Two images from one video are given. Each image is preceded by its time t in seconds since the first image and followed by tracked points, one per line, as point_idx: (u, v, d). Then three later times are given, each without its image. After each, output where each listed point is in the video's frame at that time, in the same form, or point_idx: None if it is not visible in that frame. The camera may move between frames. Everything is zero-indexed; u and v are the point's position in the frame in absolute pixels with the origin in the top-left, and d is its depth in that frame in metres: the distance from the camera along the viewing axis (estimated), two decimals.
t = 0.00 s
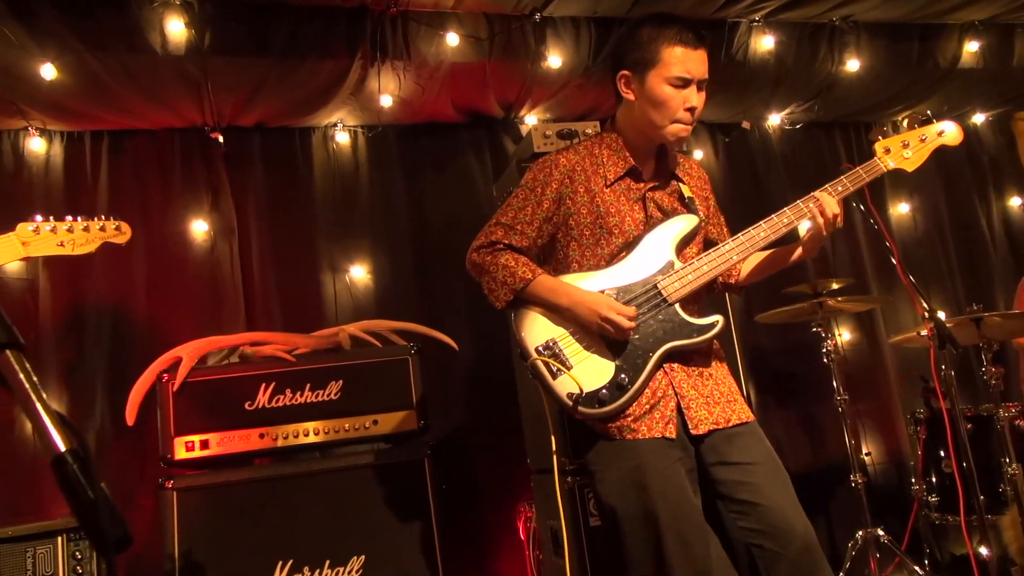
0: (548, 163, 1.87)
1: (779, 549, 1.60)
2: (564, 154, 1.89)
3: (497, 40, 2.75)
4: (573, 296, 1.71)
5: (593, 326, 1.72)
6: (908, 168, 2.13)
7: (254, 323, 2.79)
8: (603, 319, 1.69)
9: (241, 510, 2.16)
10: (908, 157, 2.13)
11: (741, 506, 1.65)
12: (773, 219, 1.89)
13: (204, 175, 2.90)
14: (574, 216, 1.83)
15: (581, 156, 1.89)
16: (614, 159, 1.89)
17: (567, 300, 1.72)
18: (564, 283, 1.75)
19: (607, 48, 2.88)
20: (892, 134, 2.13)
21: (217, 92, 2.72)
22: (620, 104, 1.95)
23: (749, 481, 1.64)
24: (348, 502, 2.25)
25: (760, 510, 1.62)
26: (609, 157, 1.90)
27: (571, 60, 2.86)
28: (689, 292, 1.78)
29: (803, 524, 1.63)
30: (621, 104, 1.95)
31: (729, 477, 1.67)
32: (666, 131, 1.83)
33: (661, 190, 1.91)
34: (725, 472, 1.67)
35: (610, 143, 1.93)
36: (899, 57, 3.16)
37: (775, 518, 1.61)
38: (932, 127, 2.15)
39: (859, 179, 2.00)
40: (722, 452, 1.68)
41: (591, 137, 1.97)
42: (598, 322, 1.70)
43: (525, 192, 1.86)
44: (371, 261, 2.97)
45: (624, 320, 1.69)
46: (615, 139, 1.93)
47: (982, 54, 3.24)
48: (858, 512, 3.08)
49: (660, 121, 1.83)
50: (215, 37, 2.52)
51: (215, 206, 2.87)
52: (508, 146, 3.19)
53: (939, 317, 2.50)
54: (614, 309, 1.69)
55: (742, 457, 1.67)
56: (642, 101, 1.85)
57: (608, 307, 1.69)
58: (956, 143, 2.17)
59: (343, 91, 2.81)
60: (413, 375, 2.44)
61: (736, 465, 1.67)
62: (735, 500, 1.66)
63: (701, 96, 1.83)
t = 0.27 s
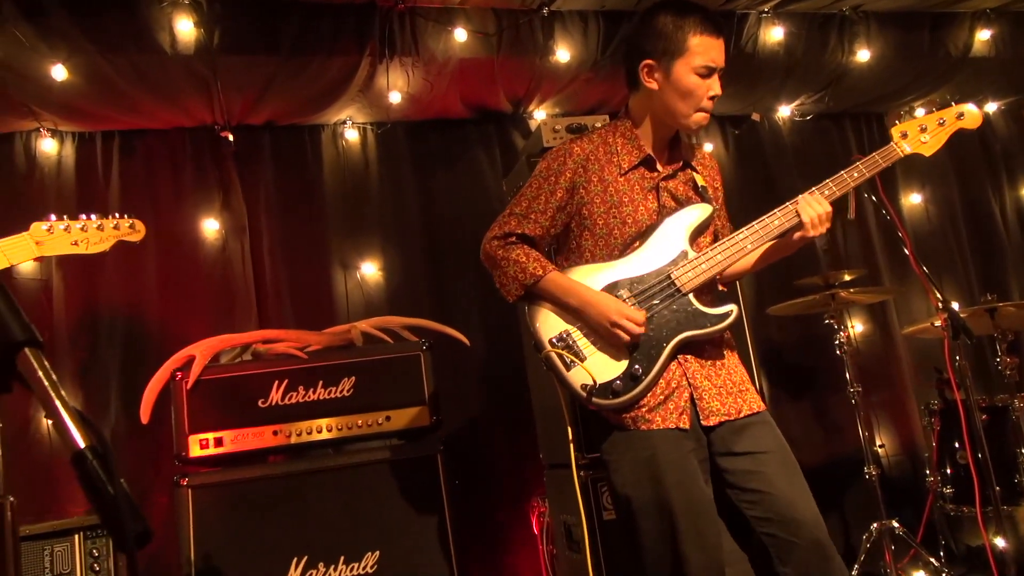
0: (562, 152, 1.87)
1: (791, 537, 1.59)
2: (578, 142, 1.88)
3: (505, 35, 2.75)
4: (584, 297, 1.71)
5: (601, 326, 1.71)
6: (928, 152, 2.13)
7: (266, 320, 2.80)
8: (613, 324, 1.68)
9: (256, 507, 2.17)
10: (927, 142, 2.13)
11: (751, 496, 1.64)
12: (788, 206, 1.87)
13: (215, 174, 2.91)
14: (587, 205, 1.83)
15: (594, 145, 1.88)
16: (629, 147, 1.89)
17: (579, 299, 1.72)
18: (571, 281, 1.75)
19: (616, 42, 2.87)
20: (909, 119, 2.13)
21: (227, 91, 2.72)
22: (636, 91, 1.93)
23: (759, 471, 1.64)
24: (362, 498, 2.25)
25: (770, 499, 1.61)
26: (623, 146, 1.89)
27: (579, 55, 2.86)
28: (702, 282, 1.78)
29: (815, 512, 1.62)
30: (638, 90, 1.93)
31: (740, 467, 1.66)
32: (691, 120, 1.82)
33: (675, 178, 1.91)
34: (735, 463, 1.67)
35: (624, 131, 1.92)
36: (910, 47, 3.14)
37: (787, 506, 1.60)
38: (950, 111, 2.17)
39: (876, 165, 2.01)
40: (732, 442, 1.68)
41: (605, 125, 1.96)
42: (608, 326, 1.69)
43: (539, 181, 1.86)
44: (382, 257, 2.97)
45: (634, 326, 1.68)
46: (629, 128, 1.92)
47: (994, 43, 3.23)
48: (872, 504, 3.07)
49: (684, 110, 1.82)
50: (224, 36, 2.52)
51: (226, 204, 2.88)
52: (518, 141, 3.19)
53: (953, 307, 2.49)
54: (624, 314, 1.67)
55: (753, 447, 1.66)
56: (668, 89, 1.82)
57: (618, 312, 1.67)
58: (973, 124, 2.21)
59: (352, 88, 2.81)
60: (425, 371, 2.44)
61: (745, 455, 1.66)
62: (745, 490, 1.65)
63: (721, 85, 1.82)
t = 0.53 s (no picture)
0: (576, 149, 1.87)
1: (808, 532, 1.57)
2: (592, 139, 1.88)
3: (515, 28, 2.74)
4: (597, 293, 1.71)
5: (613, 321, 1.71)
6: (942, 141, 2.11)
7: (280, 317, 2.82)
8: (621, 314, 1.68)
9: (273, 502, 2.19)
10: (940, 131, 2.11)
11: (768, 490, 1.63)
12: (800, 199, 1.86)
13: (227, 172, 2.92)
14: (601, 201, 1.83)
15: (608, 141, 1.88)
16: (642, 143, 1.89)
17: (591, 296, 1.72)
18: (582, 276, 1.76)
19: (626, 33, 2.84)
20: (923, 108, 2.11)
21: (238, 88, 2.74)
22: (648, 88, 1.92)
23: (775, 465, 1.62)
24: (378, 492, 2.26)
25: (785, 493, 1.60)
26: (636, 142, 1.90)
27: (589, 47, 2.84)
28: (715, 276, 1.77)
29: (833, 507, 1.60)
30: (649, 88, 1.92)
31: (756, 461, 1.65)
32: (699, 120, 1.84)
33: (688, 173, 1.91)
34: (752, 457, 1.66)
35: (637, 127, 1.92)
36: (924, 35, 3.11)
37: (803, 501, 1.58)
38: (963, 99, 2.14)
39: (888, 156, 2.00)
40: (748, 437, 1.67)
41: (618, 122, 1.97)
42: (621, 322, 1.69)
43: (553, 178, 1.86)
44: (395, 253, 2.98)
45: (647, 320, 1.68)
46: (642, 124, 1.92)
47: (1010, 28, 3.18)
48: (889, 494, 3.06)
49: (693, 109, 1.83)
50: (235, 34, 2.53)
51: (239, 202, 2.89)
52: (528, 134, 3.19)
53: (970, 295, 2.47)
54: (636, 309, 1.67)
55: (769, 442, 1.65)
56: (678, 88, 1.83)
57: (630, 308, 1.67)
58: (987, 113, 2.18)
59: (363, 84, 2.82)
60: (439, 365, 2.44)
61: (761, 449, 1.65)
62: (762, 485, 1.64)
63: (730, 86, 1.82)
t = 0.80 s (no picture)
0: (589, 142, 1.87)
1: (833, 517, 1.57)
2: (605, 132, 1.87)
3: (525, 20, 2.71)
4: (616, 283, 1.72)
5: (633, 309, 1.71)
6: (960, 125, 2.09)
7: (295, 312, 2.83)
8: (646, 305, 1.69)
9: (291, 496, 2.20)
10: (958, 115, 2.09)
11: (792, 476, 1.62)
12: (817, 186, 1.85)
13: (241, 168, 2.94)
14: (615, 194, 1.83)
15: (621, 133, 1.87)
16: (655, 135, 1.87)
17: (610, 284, 1.72)
18: (603, 267, 1.76)
19: (637, 23, 2.80)
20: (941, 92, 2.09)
21: (250, 85, 2.75)
22: (660, 80, 1.92)
23: (799, 450, 1.62)
24: (395, 484, 2.27)
25: (811, 478, 1.59)
26: (650, 134, 1.88)
27: (600, 38, 2.82)
28: (732, 265, 1.76)
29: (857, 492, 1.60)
30: (662, 80, 1.92)
31: (778, 447, 1.64)
32: (712, 110, 1.81)
33: (702, 164, 1.88)
34: (775, 442, 1.65)
35: (650, 119, 1.90)
36: (937, 20, 3.08)
37: (828, 485, 1.58)
38: (982, 83, 2.12)
39: (907, 142, 1.97)
40: (771, 423, 1.66)
41: (632, 114, 1.95)
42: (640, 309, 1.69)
43: (566, 172, 1.87)
44: (408, 247, 2.98)
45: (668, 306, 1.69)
46: (655, 116, 1.90)
47: None
48: (906, 484, 3.04)
49: (705, 99, 1.80)
50: (246, 30, 2.53)
51: (252, 198, 2.91)
52: (540, 126, 3.19)
53: (987, 282, 2.45)
54: (657, 295, 1.68)
55: (793, 427, 1.64)
56: (690, 77, 1.81)
57: (651, 293, 1.68)
58: (1006, 96, 2.16)
59: (374, 79, 2.84)
60: (454, 358, 2.45)
61: (784, 435, 1.64)
62: (786, 470, 1.63)
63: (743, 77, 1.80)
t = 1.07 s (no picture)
0: (598, 135, 1.88)
1: (848, 507, 1.56)
2: (613, 125, 1.89)
3: (535, 12, 2.69)
4: (631, 266, 1.71)
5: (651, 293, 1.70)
6: (964, 107, 2.08)
7: (308, 307, 2.84)
8: (662, 285, 1.68)
9: (306, 489, 2.21)
10: (962, 98, 2.08)
11: (808, 466, 1.62)
12: (828, 171, 1.83)
13: (252, 164, 2.95)
14: (625, 185, 1.84)
15: (630, 126, 1.89)
16: (663, 127, 1.89)
17: (628, 271, 1.71)
18: (622, 255, 1.75)
19: (647, 14, 2.78)
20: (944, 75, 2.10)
21: (261, 81, 2.75)
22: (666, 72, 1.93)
23: (814, 440, 1.61)
24: (410, 477, 2.28)
25: (826, 469, 1.59)
26: (657, 127, 1.89)
27: (610, 30, 2.81)
28: (747, 253, 1.75)
29: (875, 484, 1.58)
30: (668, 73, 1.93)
31: (795, 437, 1.65)
32: (714, 105, 1.82)
33: (712, 154, 1.89)
34: (792, 432, 1.65)
35: (658, 112, 1.92)
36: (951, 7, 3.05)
37: (843, 476, 1.57)
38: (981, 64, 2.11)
39: (914, 124, 1.95)
40: (787, 413, 1.66)
41: (639, 108, 1.97)
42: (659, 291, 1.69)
43: (576, 165, 1.88)
44: (420, 241, 2.98)
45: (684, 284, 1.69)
46: (662, 109, 1.92)
47: None
48: (923, 474, 3.02)
49: (708, 93, 1.81)
50: (255, 26, 2.54)
51: (264, 193, 2.92)
52: (551, 119, 3.18)
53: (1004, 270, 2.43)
54: (674, 274, 1.68)
55: (809, 417, 1.64)
56: (693, 72, 1.82)
57: (669, 273, 1.68)
58: (1007, 76, 2.15)
59: (384, 73, 2.83)
60: (466, 351, 2.45)
61: (801, 425, 1.64)
62: (802, 460, 1.64)
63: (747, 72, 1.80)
